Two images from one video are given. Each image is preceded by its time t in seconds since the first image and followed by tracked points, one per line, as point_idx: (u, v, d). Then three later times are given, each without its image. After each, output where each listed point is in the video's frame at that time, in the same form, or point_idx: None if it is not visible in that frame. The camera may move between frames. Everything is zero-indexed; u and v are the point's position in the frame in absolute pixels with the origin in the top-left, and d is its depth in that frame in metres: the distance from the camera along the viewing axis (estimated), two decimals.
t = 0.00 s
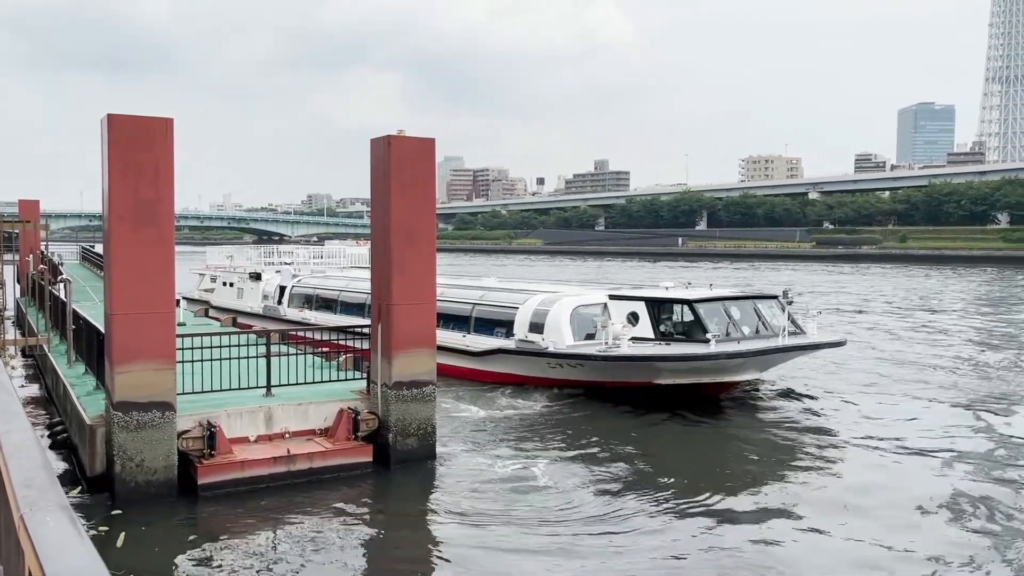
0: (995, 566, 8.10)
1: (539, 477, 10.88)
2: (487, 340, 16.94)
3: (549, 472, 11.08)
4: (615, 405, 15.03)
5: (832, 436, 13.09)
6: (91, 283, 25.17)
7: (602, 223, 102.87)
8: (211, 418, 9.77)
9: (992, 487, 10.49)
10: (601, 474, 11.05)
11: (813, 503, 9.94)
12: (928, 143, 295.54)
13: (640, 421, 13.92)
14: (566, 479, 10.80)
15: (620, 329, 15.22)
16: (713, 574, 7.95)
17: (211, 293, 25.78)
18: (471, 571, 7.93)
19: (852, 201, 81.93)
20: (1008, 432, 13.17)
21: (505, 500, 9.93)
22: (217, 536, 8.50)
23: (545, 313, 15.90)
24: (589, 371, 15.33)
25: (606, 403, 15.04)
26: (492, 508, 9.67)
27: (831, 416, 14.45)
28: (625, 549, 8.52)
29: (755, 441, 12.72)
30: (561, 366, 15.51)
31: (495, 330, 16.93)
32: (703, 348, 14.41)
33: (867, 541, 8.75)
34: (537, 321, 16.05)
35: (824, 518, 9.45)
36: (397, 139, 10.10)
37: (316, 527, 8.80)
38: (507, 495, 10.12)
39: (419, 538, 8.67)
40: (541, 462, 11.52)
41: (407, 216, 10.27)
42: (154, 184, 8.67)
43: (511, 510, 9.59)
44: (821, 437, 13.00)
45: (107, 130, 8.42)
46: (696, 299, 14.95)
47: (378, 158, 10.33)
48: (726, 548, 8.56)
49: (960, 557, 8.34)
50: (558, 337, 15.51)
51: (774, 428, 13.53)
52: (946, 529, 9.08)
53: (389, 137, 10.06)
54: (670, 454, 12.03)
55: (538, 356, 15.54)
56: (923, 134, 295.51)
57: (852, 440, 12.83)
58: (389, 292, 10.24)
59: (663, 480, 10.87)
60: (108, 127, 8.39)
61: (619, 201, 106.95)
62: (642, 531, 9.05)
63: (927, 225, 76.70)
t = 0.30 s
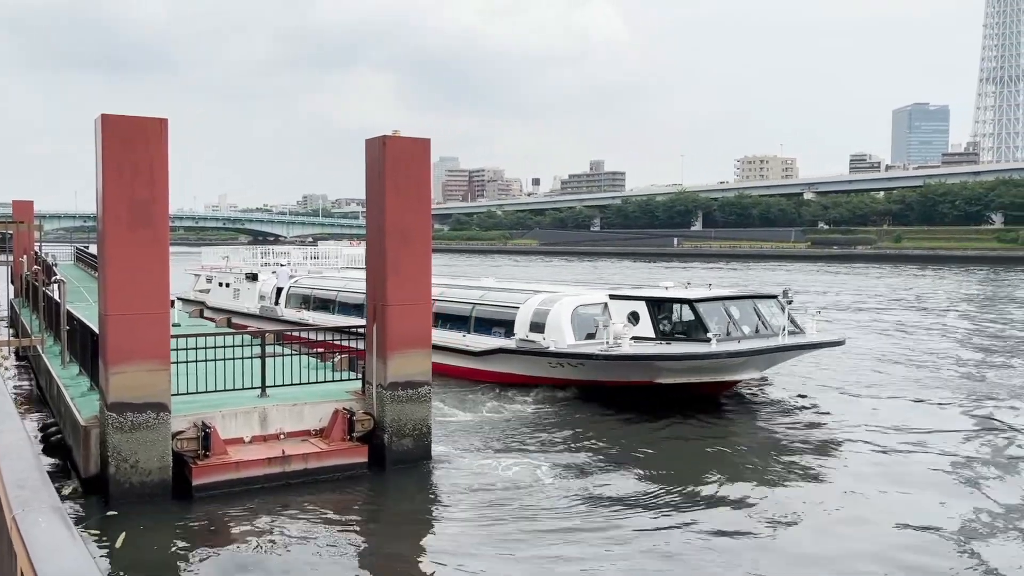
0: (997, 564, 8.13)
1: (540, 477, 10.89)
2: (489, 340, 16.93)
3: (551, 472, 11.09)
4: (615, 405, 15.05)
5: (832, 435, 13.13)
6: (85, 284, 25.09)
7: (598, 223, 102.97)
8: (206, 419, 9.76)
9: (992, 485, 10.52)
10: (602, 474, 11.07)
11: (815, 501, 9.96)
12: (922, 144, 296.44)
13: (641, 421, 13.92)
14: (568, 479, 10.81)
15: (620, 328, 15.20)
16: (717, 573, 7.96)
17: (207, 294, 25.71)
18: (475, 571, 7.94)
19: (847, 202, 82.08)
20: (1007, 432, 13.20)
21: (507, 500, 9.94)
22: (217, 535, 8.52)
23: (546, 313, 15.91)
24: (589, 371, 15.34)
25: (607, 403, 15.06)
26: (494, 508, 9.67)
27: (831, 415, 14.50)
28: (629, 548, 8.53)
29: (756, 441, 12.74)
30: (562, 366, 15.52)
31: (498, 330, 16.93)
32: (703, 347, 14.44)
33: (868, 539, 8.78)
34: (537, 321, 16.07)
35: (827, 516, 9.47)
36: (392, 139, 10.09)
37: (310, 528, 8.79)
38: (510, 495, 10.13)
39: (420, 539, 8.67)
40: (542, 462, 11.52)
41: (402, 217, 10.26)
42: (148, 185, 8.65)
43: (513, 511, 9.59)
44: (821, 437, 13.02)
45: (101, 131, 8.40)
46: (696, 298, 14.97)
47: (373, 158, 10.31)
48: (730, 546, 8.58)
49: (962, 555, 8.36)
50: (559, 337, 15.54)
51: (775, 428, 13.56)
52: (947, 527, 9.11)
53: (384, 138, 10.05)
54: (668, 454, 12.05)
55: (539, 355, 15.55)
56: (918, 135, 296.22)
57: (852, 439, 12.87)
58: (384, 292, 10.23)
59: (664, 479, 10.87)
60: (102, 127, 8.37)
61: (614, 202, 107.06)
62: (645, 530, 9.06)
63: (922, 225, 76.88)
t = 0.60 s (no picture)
0: (1003, 564, 8.14)
1: (542, 477, 10.90)
2: (490, 340, 16.93)
3: (552, 472, 11.10)
4: (615, 405, 15.06)
5: (832, 435, 13.15)
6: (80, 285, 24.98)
7: (593, 224, 103.03)
8: (200, 420, 9.74)
9: (993, 484, 10.54)
10: (603, 474, 11.08)
11: (817, 501, 9.99)
12: (916, 144, 297.15)
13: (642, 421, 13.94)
14: (570, 480, 10.82)
15: (620, 328, 15.16)
16: (725, 574, 7.97)
17: (202, 294, 25.64)
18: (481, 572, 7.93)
19: (841, 202, 82.27)
20: (1006, 431, 13.23)
21: (509, 501, 9.95)
22: (214, 536, 8.52)
23: (547, 313, 15.91)
24: (590, 371, 15.36)
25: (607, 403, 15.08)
26: (497, 509, 9.66)
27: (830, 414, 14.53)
28: (634, 548, 8.54)
29: (756, 440, 12.77)
30: (562, 366, 15.53)
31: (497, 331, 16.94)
32: (703, 347, 14.46)
33: (872, 538, 8.81)
34: (538, 321, 16.07)
35: (832, 516, 9.48)
36: (387, 139, 10.08)
37: (304, 528, 8.79)
38: (512, 495, 10.14)
39: (425, 541, 8.66)
40: (543, 463, 11.53)
41: (397, 217, 10.25)
42: (142, 186, 8.63)
43: (516, 511, 9.59)
44: (821, 436, 13.05)
45: (94, 132, 8.38)
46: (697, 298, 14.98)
47: (368, 157, 10.30)
48: (735, 547, 8.59)
49: (966, 555, 8.38)
50: (560, 337, 15.55)
51: (775, 427, 13.59)
52: (950, 526, 9.14)
53: (379, 138, 10.05)
54: (666, 453, 12.06)
55: (540, 356, 15.56)
56: (912, 135, 296.83)
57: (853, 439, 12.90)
58: (379, 293, 10.22)
59: (664, 479, 10.89)
60: (96, 128, 8.35)
61: (609, 202, 107.13)
62: (650, 531, 9.06)
63: (916, 225, 77.06)
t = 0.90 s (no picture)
0: (1009, 564, 8.15)
1: (543, 477, 10.90)
2: (490, 340, 16.92)
3: (553, 472, 11.11)
4: (615, 405, 15.07)
5: (832, 434, 13.19)
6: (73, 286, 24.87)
7: (588, 224, 103.10)
8: (195, 421, 9.72)
9: (995, 483, 10.57)
10: (604, 474, 11.08)
11: (818, 500, 10.03)
12: (910, 145, 297.95)
13: (642, 421, 13.96)
14: (571, 479, 10.83)
15: (621, 328, 15.09)
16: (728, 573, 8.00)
17: (198, 295, 25.57)
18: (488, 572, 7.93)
19: (836, 202, 82.45)
20: (1006, 430, 13.27)
21: (512, 501, 9.96)
22: (209, 536, 8.51)
23: (547, 313, 15.91)
24: (590, 371, 15.36)
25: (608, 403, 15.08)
26: (499, 509, 9.67)
27: (830, 414, 14.57)
28: (637, 548, 8.57)
29: (755, 439, 12.80)
30: (563, 366, 15.53)
31: (497, 331, 16.94)
32: (704, 347, 14.48)
33: (874, 537, 8.85)
34: (538, 321, 16.07)
35: (835, 515, 9.50)
36: (383, 139, 10.07)
37: (298, 529, 8.77)
38: (514, 496, 10.15)
39: (430, 542, 8.66)
40: (544, 462, 11.53)
41: (392, 217, 10.23)
42: (136, 187, 8.61)
43: (519, 511, 9.59)
44: (820, 436, 13.07)
45: (88, 132, 8.35)
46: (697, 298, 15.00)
47: (364, 158, 10.28)
48: (741, 547, 8.60)
49: (966, 553, 8.42)
50: (561, 337, 15.56)
51: (775, 427, 13.62)
52: (955, 526, 9.16)
53: (374, 138, 10.03)
54: (666, 453, 12.07)
55: (540, 356, 15.57)
56: (906, 136, 297.59)
57: (852, 438, 12.94)
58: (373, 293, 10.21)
59: (664, 479, 10.90)
60: (90, 129, 8.33)
61: (604, 203, 107.23)
62: (655, 531, 9.06)
63: (910, 226, 77.27)
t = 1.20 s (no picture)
0: (1014, 564, 8.17)
1: (544, 477, 10.92)
2: (489, 341, 16.92)
3: (553, 472, 11.12)
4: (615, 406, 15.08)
5: (832, 434, 13.23)
6: (68, 287, 24.75)
7: (584, 225, 103.10)
8: (190, 423, 9.69)
9: (995, 483, 10.62)
10: (604, 474, 11.09)
11: (819, 499, 10.06)
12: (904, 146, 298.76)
13: (642, 421, 13.98)
14: (572, 479, 10.84)
15: (622, 329, 15.05)
16: (731, 571, 8.03)
17: (193, 296, 25.49)
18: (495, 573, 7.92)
19: (830, 203, 82.60)
20: (1006, 431, 13.31)
21: (514, 501, 9.98)
22: (204, 537, 8.49)
23: (547, 314, 15.91)
24: (591, 372, 15.37)
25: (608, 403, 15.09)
26: (502, 509, 9.69)
27: (829, 414, 14.62)
28: (639, 548, 8.59)
29: (754, 439, 12.83)
30: (564, 367, 15.53)
31: (497, 332, 16.94)
32: (704, 348, 14.51)
33: (875, 537, 8.89)
34: (538, 322, 16.07)
35: (840, 516, 9.51)
36: (378, 140, 10.08)
37: (295, 530, 8.76)
38: (516, 495, 10.17)
39: (435, 542, 8.65)
40: (544, 463, 11.55)
41: (387, 218, 10.22)
42: (130, 187, 8.58)
43: (521, 511, 9.61)
44: (820, 435, 13.11)
45: (82, 133, 8.33)
46: (697, 299, 15.03)
47: (359, 158, 10.28)
48: (747, 547, 8.60)
49: (966, 552, 8.47)
50: (562, 338, 15.55)
51: (775, 427, 13.66)
52: (959, 526, 9.19)
53: (369, 139, 10.04)
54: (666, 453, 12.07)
55: (541, 357, 15.57)
56: (900, 137, 298.38)
57: (851, 438, 12.99)
58: (368, 294, 10.20)
59: (663, 478, 10.91)
60: (84, 130, 8.30)
61: (599, 204, 107.29)
62: (660, 531, 9.06)
63: (904, 226, 77.46)
